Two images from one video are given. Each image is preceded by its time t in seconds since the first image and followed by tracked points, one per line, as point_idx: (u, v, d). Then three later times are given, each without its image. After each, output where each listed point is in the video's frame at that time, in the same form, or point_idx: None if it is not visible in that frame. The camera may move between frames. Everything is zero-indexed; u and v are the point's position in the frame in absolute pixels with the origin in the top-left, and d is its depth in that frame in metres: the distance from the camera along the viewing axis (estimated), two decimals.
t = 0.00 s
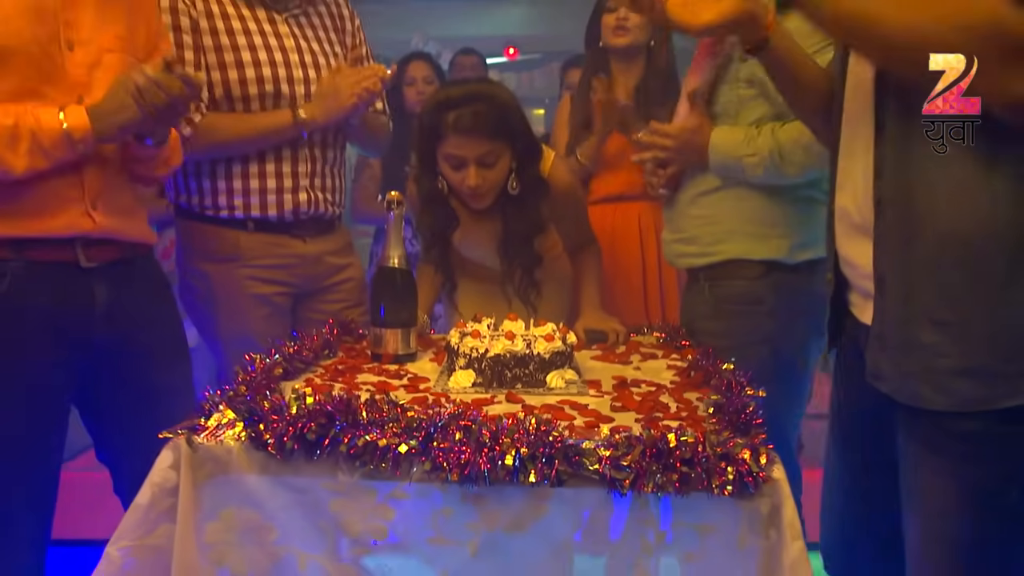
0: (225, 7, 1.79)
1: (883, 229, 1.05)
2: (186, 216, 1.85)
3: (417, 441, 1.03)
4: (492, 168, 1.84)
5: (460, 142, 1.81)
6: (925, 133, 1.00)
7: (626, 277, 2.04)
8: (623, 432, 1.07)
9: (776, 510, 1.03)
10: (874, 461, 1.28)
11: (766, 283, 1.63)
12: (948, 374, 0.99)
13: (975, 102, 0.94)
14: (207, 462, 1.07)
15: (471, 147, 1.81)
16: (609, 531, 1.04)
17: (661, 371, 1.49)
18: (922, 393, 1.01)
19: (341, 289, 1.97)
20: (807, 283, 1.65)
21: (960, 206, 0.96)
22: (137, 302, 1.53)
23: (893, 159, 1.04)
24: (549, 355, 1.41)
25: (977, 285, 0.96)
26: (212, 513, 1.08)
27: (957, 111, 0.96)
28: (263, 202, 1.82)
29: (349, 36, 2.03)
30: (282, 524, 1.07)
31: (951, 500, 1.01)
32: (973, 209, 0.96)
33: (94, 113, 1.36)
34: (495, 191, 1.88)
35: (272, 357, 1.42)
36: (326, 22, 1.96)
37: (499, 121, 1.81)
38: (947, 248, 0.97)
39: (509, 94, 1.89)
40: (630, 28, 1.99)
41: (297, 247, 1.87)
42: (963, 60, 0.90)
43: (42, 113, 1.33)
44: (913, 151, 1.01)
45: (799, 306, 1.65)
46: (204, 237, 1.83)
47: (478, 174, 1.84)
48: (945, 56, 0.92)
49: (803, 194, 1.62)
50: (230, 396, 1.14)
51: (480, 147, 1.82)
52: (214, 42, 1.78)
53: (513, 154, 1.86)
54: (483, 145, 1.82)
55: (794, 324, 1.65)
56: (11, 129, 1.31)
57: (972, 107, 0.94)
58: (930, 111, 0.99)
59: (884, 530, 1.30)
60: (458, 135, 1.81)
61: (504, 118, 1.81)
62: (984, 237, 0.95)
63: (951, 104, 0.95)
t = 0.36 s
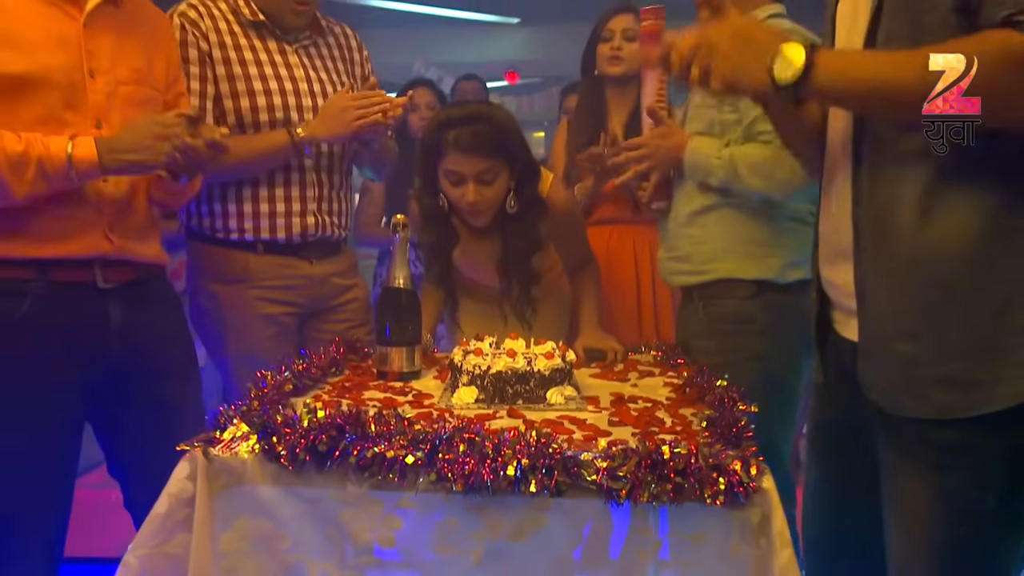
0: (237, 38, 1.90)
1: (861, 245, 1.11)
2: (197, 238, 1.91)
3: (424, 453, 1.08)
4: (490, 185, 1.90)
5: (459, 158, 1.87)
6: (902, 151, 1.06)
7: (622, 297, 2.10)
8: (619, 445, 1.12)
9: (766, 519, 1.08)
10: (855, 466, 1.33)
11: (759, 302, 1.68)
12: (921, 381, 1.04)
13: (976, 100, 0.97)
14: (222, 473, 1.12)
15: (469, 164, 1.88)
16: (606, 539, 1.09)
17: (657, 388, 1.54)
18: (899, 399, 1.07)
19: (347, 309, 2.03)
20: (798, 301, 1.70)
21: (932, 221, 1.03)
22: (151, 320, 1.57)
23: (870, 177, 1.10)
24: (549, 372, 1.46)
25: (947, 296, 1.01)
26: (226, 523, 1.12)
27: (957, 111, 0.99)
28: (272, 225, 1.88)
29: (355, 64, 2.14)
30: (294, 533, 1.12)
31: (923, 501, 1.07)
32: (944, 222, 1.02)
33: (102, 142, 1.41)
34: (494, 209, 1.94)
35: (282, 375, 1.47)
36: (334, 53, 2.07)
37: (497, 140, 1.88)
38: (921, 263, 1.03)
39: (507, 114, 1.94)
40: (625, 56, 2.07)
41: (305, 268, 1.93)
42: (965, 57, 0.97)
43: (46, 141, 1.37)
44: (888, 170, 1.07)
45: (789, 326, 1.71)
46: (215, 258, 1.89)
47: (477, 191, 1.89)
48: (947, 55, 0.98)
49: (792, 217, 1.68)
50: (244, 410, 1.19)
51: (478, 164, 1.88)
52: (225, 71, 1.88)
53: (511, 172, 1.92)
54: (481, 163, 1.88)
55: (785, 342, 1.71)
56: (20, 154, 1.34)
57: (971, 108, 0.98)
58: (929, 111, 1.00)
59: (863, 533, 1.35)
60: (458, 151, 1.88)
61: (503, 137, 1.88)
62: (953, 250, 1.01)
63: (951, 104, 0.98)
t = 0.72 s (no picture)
0: (249, 66, 1.98)
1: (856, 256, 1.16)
2: (207, 259, 1.96)
3: (428, 465, 1.13)
4: (489, 206, 1.96)
5: (460, 179, 1.94)
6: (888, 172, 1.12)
7: (618, 315, 2.16)
8: (616, 457, 1.16)
9: (757, 529, 1.12)
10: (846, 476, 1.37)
11: (750, 322, 1.74)
12: (911, 389, 1.09)
13: (976, 100, 1.01)
14: (236, 486, 1.17)
15: (468, 184, 1.95)
16: (603, 548, 1.13)
17: (654, 405, 1.58)
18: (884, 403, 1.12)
19: (352, 328, 2.08)
20: (785, 321, 1.77)
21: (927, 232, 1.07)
22: (162, 338, 1.62)
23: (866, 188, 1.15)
24: (549, 390, 1.51)
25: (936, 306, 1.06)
26: (239, 534, 1.17)
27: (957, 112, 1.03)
28: (280, 246, 1.94)
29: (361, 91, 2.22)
30: (303, 542, 1.16)
31: (906, 502, 1.11)
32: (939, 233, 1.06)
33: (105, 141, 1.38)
34: (492, 231, 1.99)
35: (289, 392, 1.51)
36: (341, 81, 2.15)
37: (496, 161, 1.95)
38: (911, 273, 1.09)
39: (504, 137, 2.03)
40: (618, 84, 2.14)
41: (312, 288, 1.99)
42: (964, 57, 1.04)
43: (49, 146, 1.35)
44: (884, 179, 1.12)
45: (778, 345, 1.77)
46: (225, 279, 1.94)
47: (476, 211, 1.96)
48: (947, 55, 1.05)
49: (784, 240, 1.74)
50: (256, 425, 1.24)
51: (477, 186, 1.95)
52: (237, 98, 1.97)
53: (508, 195, 1.98)
54: (481, 183, 1.95)
55: (775, 360, 1.77)
56: (23, 157, 1.33)
57: (972, 107, 1.01)
58: (930, 111, 1.06)
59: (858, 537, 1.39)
60: (458, 172, 1.95)
61: (499, 156, 1.95)
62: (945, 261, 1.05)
63: (951, 104, 1.03)
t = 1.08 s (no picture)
0: (259, 93, 2.05)
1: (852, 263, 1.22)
2: (216, 279, 2.01)
3: (433, 476, 1.18)
4: (489, 235, 2.05)
5: (461, 209, 2.02)
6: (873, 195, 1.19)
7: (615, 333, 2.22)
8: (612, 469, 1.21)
9: (750, 539, 1.17)
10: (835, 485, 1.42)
11: (738, 339, 1.82)
12: (890, 396, 1.16)
13: (975, 101, 1.09)
14: (248, 496, 1.22)
15: (469, 215, 2.03)
16: (601, 557, 1.18)
17: (650, 420, 1.63)
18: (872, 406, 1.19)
19: (356, 346, 2.14)
20: (773, 339, 1.83)
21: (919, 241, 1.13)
22: (174, 355, 1.66)
23: (860, 200, 1.21)
24: (549, 405, 1.55)
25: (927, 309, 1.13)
26: (250, 543, 1.22)
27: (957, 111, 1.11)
28: (288, 266, 1.99)
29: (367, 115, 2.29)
30: (311, 551, 1.21)
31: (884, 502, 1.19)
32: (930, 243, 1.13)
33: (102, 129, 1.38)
34: (491, 256, 2.06)
35: (296, 408, 1.56)
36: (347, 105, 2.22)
37: (496, 189, 2.03)
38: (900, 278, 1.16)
39: (503, 165, 2.10)
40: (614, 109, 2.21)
41: (318, 307, 2.04)
42: (964, 57, 1.10)
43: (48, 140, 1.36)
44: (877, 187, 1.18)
45: (766, 362, 1.83)
46: (233, 297, 2.00)
47: (476, 240, 2.04)
48: (947, 55, 1.12)
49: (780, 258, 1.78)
50: (266, 438, 1.29)
51: (477, 216, 2.03)
52: (248, 123, 2.03)
53: (508, 223, 2.05)
54: (480, 213, 2.03)
55: (765, 375, 1.83)
56: (27, 148, 1.36)
57: (971, 107, 1.10)
58: (930, 110, 1.13)
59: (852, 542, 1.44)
60: (459, 203, 2.02)
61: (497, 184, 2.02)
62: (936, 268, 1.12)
63: (951, 104, 1.10)
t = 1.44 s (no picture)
0: (268, 116, 2.12)
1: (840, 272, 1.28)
2: (224, 297, 2.07)
3: (437, 487, 1.22)
4: (490, 259, 2.09)
5: (463, 236, 2.07)
6: (861, 213, 1.25)
7: (614, 350, 2.27)
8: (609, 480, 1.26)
9: (742, 548, 1.21)
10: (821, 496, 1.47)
11: (728, 354, 1.89)
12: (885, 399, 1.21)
13: (974, 101, 1.17)
14: (258, 506, 1.27)
15: (470, 241, 2.08)
16: (599, 564, 1.22)
17: (647, 434, 1.68)
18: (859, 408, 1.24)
19: (361, 363, 2.19)
20: (763, 356, 1.89)
21: (904, 246, 1.20)
22: (187, 371, 1.72)
23: (848, 221, 1.27)
24: (549, 419, 1.60)
25: (911, 311, 1.20)
26: (260, 552, 1.27)
27: (957, 111, 1.18)
28: (296, 283, 2.05)
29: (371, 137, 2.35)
30: (318, 560, 1.26)
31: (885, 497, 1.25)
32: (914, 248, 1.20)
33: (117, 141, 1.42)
34: (491, 280, 2.10)
35: (304, 422, 1.61)
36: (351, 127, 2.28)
37: (495, 216, 2.08)
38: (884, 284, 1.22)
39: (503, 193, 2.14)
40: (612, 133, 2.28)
41: (325, 323, 2.10)
42: (964, 58, 1.17)
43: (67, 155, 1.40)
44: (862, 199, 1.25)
45: (758, 378, 1.89)
46: (242, 314, 2.06)
47: (477, 265, 2.09)
48: (947, 55, 1.18)
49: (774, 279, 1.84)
50: (276, 450, 1.33)
51: (477, 242, 2.07)
52: (257, 145, 2.10)
53: (508, 247, 2.10)
54: (480, 239, 2.07)
55: (758, 389, 1.90)
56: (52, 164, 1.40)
57: (971, 108, 1.17)
58: (930, 111, 1.20)
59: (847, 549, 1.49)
60: (461, 230, 2.07)
61: (499, 212, 2.08)
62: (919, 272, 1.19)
63: (951, 104, 1.18)
